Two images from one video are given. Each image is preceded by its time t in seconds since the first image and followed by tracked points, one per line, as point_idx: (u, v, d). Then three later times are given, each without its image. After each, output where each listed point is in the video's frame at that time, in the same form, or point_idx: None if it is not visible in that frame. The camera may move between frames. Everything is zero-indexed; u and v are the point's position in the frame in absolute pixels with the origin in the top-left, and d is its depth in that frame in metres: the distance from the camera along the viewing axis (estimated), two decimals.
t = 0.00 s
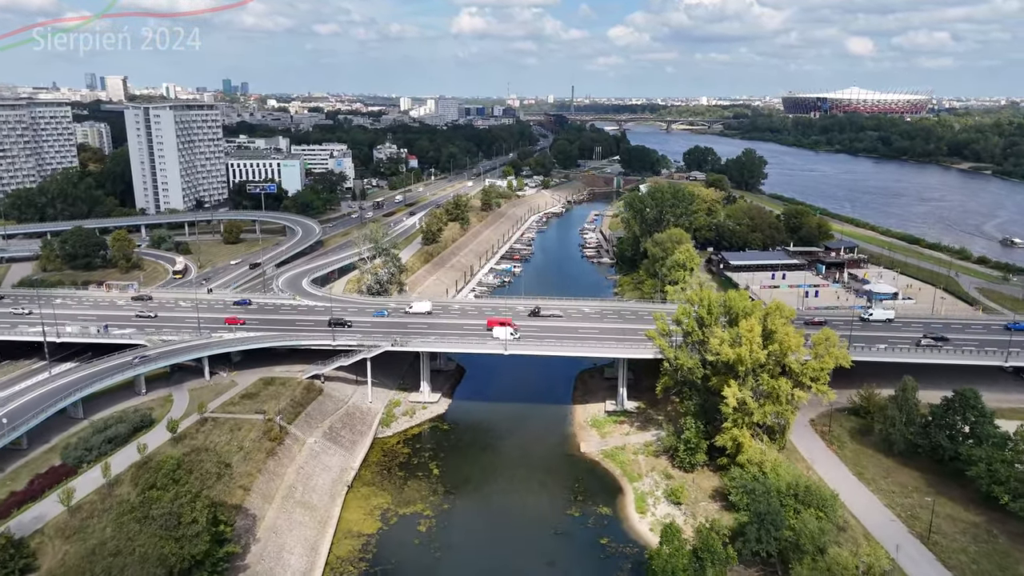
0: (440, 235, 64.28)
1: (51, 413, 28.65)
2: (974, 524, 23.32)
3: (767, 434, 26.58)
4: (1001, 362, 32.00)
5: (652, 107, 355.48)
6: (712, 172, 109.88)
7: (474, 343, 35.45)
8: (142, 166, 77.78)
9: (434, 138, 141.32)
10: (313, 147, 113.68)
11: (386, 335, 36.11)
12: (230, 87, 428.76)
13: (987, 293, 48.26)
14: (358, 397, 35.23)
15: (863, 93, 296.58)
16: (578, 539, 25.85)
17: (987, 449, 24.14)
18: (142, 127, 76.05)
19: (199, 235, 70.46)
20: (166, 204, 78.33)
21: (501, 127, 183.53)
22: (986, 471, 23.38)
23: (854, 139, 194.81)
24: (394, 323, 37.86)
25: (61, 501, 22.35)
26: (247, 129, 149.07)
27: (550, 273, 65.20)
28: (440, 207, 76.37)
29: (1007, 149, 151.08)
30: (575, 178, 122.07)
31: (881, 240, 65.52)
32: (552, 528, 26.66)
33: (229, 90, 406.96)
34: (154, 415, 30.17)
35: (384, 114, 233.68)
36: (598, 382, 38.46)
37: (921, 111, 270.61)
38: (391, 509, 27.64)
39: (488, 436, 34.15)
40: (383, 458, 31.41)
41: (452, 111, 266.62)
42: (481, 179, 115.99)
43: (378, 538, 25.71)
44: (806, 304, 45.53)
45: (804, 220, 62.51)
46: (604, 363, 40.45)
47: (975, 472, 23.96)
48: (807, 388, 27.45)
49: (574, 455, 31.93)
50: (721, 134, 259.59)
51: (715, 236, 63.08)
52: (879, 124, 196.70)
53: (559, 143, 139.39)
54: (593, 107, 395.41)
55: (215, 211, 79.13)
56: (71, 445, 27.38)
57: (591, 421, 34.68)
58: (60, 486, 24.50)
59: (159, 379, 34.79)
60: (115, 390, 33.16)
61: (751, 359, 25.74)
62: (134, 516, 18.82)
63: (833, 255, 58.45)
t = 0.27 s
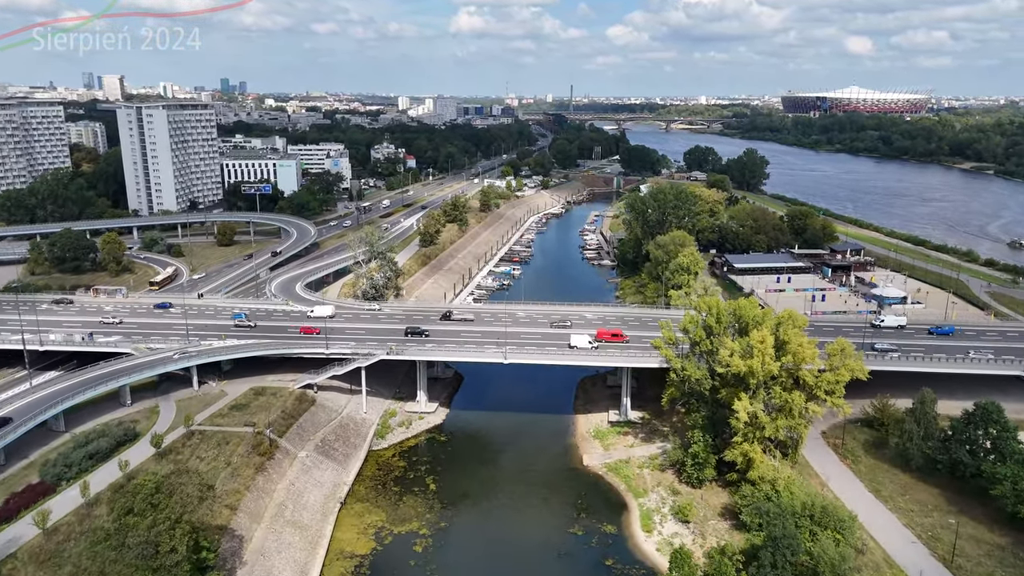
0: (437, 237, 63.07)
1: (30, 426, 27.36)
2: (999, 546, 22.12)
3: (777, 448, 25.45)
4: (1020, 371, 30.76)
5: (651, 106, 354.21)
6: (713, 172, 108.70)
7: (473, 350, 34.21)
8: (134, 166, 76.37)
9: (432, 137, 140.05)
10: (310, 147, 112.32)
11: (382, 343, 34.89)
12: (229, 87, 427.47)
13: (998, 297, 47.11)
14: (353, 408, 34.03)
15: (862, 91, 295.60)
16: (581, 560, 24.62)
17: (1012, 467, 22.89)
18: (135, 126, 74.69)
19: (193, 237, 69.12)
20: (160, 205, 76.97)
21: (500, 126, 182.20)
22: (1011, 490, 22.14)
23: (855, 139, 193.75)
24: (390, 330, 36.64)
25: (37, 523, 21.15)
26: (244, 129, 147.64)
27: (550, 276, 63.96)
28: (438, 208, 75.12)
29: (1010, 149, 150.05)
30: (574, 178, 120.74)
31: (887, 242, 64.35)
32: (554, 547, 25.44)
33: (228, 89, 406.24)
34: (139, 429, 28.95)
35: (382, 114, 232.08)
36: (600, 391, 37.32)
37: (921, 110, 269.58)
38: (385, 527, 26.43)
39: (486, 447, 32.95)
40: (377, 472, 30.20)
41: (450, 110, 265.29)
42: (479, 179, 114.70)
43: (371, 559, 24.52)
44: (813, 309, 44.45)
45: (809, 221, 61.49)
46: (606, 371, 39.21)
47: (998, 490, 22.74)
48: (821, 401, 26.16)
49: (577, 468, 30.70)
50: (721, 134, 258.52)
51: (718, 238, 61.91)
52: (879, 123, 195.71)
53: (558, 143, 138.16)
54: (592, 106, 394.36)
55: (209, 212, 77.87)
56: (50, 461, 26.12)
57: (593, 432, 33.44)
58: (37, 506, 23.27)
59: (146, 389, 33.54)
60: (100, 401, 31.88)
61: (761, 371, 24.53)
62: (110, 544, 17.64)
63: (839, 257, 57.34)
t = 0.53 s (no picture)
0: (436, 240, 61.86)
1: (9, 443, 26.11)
2: None
3: (792, 466, 24.25)
4: None
5: (651, 107, 353.10)
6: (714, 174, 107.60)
7: (472, 360, 33.03)
8: (127, 168, 75.12)
9: (430, 138, 138.84)
10: (307, 148, 111.13)
11: (377, 353, 33.66)
12: (227, 87, 425.99)
13: (1010, 302, 45.96)
14: (348, 420, 32.81)
15: (862, 92, 294.64)
16: None
17: None
18: (128, 128, 73.46)
19: (187, 240, 67.89)
20: (153, 208, 75.74)
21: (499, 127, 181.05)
22: None
23: (855, 140, 192.74)
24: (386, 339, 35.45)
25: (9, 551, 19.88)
26: (241, 130, 146.37)
27: (550, 280, 62.77)
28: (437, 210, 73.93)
29: (1012, 150, 149.03)
30: (574, 179, 119.49)
31: (893, 245, 63.19)
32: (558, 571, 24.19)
33: (226, 90, 404.96)
34: (124, 445, 27.73)
35: (381, 115, 230.72)
36: (603, 401, 36.10)
37: (920, 111, 268.65)
38: (380, 549, 25.17)
39: (486, 460, 31.75)
40: (373, 489, 28.98)
41: (449, 111, 264.16)
42: (478, 181, 113.45)
43: None
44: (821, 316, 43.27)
45: (814, 224, 60.44)
46: (609, 380, 38.00)
47: None
48: (837, 417, 24.93)
49: (581, 485, 29.44)
50: (721, 135, 257.56)
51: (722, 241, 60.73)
52: (880, 124, 194.72)
53: (558, 144, 137.01)
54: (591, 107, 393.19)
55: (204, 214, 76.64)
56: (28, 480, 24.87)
57: (597, 446, 32.19)
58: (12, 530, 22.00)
59: (133, 401, 32.31)
60: (85, 414, 30.65)
61: (776, 387, 23.31)
62: None
63: (845, 261, 56.17)
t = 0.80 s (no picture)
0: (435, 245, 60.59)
1: None
2: None
3: (809, 488, 23.00)
4: None
5: (651, 109, 352.13)
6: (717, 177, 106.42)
7: (472, 373, 31.76)
8: (121, 171, 73.86)
9: (430, 141, 137.79)
10: (305, 151, 109.95)
11: (373, 364, 32.41)
12: (227, 90, 424.99)
13: None
14: (342, 435, 31.57)
15: (862, 95, 293.81)
16: None
17: None
18: (122, 130, 72.22)
19: (181, 245, 66.60)
20: (148, 212, 74.48)
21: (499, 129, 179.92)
22: None
23: (857, 142, 191.72)
24: (383, 350, 34.21)
25: None
26: (239, 133, 145.18)
27: (552, 286, 61.51)
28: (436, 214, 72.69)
29: (1016, 152, 147.89)
30: (574, 182, 118.33)
31: (901, 250, 62.00)
32: None
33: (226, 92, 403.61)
34: (107, 464, 26.44)
35: (380, 117, 229.65)
36: (607, 414, 34.92)
37: (921, 113, 267.74)
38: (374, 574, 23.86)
39: (486, 477, 30.49)
40: (368, 508, 27.72)
41: (449, 113, 263.09)
42: (478, 184, 112.33)
43: None
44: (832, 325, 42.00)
45: (820, 229, 59.31)
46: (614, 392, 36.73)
47: None
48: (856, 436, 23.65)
49: (585, 504, 28.21)
50: (721, 137, 256.62)
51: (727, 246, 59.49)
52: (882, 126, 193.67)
53: (558, 146, 135.86)
54: (590, 109, 392.42)
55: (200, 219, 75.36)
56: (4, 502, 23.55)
57: (602, 462, 30.96)
58: None
59: (118, 416, 31.00)
60: (68, 430, 29.37)
61: (793, 405, 22.02)
62: None
63: (853, 267, 54.98)
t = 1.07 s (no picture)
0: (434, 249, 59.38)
1: None
2: None
3: (829, 512, 21.79)
4: None
5: (652, 111, 351.17)
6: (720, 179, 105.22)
7: (473, 385, 30.50)
8: (116, 174, 72.69)
9: (430, 143, 136.66)
10: (303, 153, 108.82)
11: (370, 377, 31.20)
12: (227, 91, 424.04)
13: None
14: (338, 450, 30.36)
15: (864, 97, 292.67)
16: None
17: None
18: (117, 132, 71.06)
19: (176, 249, 65.40)
20: (144, 215, 73.31)
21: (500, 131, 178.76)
22: None
23: (859, 144, 190.50)
24: (381, 362, 32.96)
25: None
26: (238, 134, 144.00)
27: (554, 291, 60.28)
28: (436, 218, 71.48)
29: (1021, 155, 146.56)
30: (576, 185, 117.13)
31: (910, 256, 60.79)
32: None
33: (226, 94, 402.96)
34: (90, 484, 25.22)
35: (380, 119, 228.59)
36: (613, 427, 33.75)
37: (923, 115, 266.43)
38: None
39: (488, 494, 29.27)
40: (364, 529, 26.49)
41: (449, 115, 262.01)
42: (478, 187, 111.25)
43: None
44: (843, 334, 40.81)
45: (828, 234, 58.12)
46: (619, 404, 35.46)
47: None
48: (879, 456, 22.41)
49: (592, 524, 27.00)
50: (723, 139, 255.52)
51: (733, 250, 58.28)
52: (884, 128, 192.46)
53: (559, 148, 134.67)
54: (591, 111, 391.41)
55: (196, 223, 74.18)
56: None
57: (608, 479, 29.73)
58: None
59: (105, 431, 29.76)
60: (51, 446, 28.14)
61: (813, 425, 20.82)
62: None
63: (863, 273, 53.81)
